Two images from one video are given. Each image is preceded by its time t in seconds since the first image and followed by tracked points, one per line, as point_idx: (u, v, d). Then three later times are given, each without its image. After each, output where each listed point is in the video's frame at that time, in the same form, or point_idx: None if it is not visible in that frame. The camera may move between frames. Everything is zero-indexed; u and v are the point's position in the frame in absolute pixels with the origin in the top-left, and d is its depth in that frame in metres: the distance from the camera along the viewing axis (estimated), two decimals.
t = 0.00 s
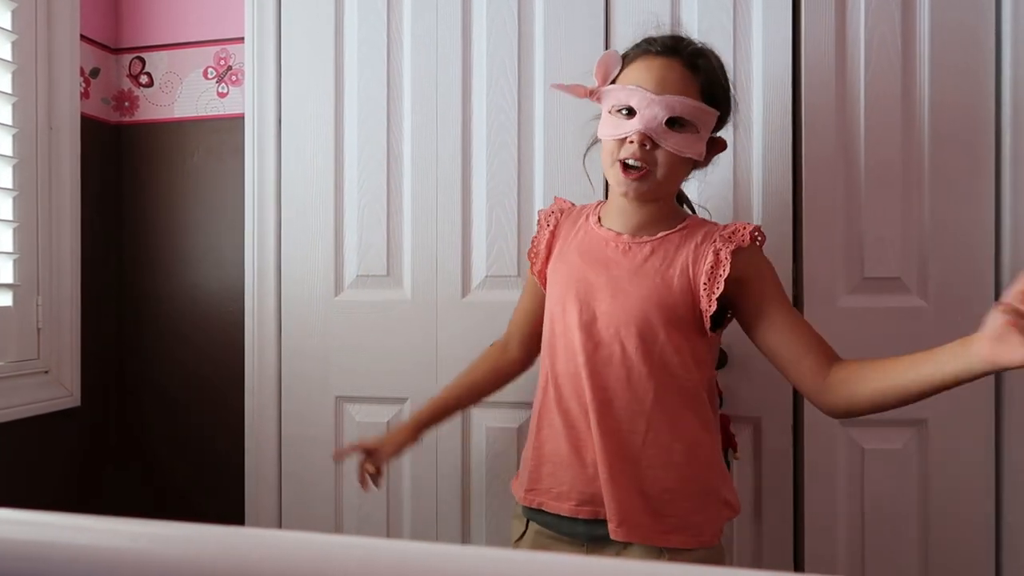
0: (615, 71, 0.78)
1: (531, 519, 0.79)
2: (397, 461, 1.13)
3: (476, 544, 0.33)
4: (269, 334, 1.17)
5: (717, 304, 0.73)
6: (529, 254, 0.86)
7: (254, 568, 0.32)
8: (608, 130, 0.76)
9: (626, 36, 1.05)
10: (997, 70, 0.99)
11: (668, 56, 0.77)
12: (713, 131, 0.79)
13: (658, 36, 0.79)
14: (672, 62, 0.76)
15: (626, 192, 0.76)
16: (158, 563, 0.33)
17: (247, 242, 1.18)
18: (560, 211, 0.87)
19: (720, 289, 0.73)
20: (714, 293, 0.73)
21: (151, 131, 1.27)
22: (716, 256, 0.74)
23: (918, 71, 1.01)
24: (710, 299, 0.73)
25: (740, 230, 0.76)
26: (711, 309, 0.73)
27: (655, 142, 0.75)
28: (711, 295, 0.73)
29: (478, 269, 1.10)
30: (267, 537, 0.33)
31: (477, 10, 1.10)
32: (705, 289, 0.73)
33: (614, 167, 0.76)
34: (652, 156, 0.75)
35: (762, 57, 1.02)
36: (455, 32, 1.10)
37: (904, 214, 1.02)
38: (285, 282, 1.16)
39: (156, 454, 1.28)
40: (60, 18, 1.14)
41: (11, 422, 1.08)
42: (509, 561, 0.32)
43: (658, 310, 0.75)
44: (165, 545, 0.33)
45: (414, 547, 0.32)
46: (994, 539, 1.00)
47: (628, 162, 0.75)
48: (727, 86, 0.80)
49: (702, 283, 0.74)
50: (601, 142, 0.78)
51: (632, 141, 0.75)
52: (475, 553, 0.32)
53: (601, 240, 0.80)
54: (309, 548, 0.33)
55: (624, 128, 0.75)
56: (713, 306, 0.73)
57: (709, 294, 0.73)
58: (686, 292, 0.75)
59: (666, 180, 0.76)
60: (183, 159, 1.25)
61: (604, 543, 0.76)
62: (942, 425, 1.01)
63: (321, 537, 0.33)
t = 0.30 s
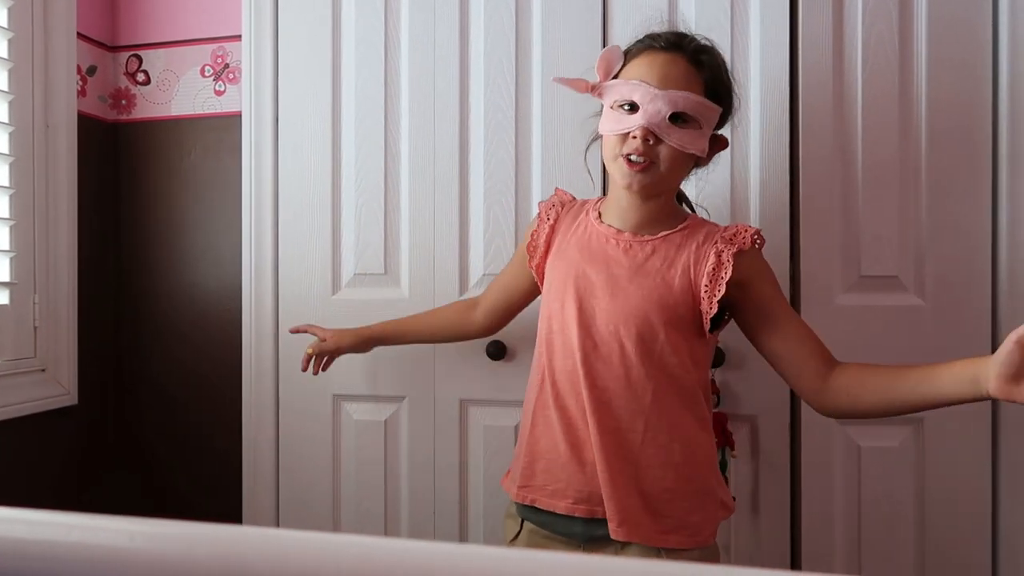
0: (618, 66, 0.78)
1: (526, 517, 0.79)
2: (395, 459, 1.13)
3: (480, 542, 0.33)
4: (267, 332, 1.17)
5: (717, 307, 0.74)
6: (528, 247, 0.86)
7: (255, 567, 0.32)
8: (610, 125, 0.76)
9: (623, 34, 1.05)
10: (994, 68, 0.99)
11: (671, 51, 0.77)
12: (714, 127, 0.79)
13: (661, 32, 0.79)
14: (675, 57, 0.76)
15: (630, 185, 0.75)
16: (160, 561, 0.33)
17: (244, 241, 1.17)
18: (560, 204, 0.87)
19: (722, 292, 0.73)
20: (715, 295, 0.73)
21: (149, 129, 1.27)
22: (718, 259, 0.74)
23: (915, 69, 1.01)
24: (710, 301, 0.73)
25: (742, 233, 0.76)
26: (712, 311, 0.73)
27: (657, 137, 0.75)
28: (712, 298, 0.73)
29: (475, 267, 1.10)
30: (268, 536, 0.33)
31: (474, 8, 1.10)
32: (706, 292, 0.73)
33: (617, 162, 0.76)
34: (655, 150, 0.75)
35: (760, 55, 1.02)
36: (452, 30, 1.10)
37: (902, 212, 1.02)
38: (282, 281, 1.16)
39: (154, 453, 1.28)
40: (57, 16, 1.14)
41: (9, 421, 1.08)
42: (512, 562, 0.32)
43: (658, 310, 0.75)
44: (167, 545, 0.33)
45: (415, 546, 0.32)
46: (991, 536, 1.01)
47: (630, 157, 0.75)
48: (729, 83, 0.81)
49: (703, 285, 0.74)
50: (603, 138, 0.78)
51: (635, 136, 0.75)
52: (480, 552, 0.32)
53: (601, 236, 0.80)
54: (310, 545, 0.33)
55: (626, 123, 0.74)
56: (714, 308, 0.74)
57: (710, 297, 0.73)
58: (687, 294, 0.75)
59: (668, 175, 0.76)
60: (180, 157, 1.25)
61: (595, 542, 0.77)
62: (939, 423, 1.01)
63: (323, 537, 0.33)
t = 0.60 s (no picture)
0: (617, 64, 0.78)
1: (523, 515, 0.80)
2: (394, 457, 1.13)
3: (481, 542, 0.33)
4: (266, 331, 1.17)
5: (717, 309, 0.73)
6: (530, 245, 0.86)
7: (253, 567, 0.32)
8: (609, 123, 0.76)
9: (623, 33, 1.05)
10: (994, 66, 0.99)
11: (671, 48, 0.77)
12: (716, 124, 0.78)
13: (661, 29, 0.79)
14: (674, 54, 0.76)
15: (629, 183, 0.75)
16: (161, 560, 0.32)
17: (244, 239, 1.17)
18: (563, 203, 0.87)
19: (721, 294, 0.73)
20: (714, 297, 0.73)
21: (148, 128, 1.26)
22: (719, 260, 0.74)
23: (915, 68, 1.01)
24: (710, 303, 0.73)
25: (744, 235, 0.76)
26: (712, 313, 0.73)
27: (656, 135, 0.74)
28: (712, 300, 0.73)
29: (475, 266, 1.10)
30: (269, 534, 0.33)
31: (474, 7, 1.10)
32: (706, 293, 0.73)
33: (616, 160, 0.76)
34: (654, 148, 0.75)
35: (760, 54, 1.02)
36: (451, 28, 1.10)
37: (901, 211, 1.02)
38: (282, 279, 1.16)
39: (153, 452, 1.28)
40: (56, 14, 1.13)
41: (8, 420, 1.08)
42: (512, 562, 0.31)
43: (658, 311, 0.75)
44: (168, 545, 0.33)
45: (415, 545, 0.32)
46: (990, 535, 1.01)
47: (629, 155, 0.75)
48: (731, 79, 0.80)
49: (702, 287, 0.74)
50: (602, 136, 0.78)
51: (634, 134, 0.75)
52: (480, 551, 0.32)
53: (603, 236, 0.80)
54: (307, 544, 0.33)
55: (625, 121, 0.74)
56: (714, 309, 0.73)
57: (710, 299, 0.73)
58: (687, 295, 0.75)
59: (669, 173, 0.76)
60: (180, 156, 1.25)
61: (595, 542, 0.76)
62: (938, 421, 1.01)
63: (321, 536, 0.33)
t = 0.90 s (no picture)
0: (609, 59, 0.78)
1: (528, 516, 0.79)
2: (393, 456, 1.13)
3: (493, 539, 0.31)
4: (265, 330, 1.17)
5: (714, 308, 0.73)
6: (528, 250, 0.86)
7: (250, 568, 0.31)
8: (602, 118, 0.76)
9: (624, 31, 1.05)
10: (994, 64, 0.99)
11: (663, 42, 0.77)
12: (709, 118, 0.78)
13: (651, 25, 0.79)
14: (667, 48, 0.76)
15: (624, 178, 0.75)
16: (145, 559, 0.31)
17: (243, 237, 1.17)
18: (559, 206, 0.87)
19: (718, 293, 0.73)
20: (712, 297, 0.73)
21: (147, 125, 1.26)
22: (716, 258, 0.74)
23: (916, 66, 1.01)
24: (708, 303, 0.73)
25: (742, 231, 0.76)
26: (709, 313, 0.73)
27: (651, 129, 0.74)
28: (710, 299, 0.73)
29: (474, 264, 1.10)
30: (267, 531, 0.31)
31: (474, 5, 1.10)
32: (703, 293, 0.73)
33: (610, 156, 0.76)
34: (649, 142, 0.74)
35: (760, 52, 1.02)
36: (451, 26, 1.10)
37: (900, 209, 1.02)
38: (281, 277, 1.16)
39: (153, 451, 1.28)
40: (54, 12, 1.13)
41: (6, 418, 1.08)
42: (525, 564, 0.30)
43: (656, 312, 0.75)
44: (161, 542, 0.31)
45: (420, 543, 0.31)
46: (990, 533, 1.01)
47: (623, 150, 0.75)
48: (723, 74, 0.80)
49: (700, 286, 0.74)
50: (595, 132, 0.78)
51: (628, 128, 0.74)
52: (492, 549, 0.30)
53: (600, 237, 0.80)
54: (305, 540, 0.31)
55: (619, 115, 0.74)
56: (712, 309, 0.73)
57: (708, 299, 0.73)
58: (685, 295, 0.74)
59: (664, 167, 0.76)
60: (179, 154, 1.25)
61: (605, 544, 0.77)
62: (937, 419, 1.01)
63: (324, 532, 0.31)
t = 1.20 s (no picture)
0: (590, 58, 0.77)
1: (543, 522, 0.76)
2: (394, 453, 1.13)
3: (501, 537, 0.30)
4: (265, 327, 1.17)
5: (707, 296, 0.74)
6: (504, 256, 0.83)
7: (253, 566, 0.30)
8: (591, 119, 0.75)
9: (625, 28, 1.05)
10: (995, 62, 0.99)
11: (645, 37, 0.77)
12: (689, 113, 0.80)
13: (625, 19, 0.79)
14: (650, 44, 0.76)
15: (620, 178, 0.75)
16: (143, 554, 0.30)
17: (244, 234, 1.17)
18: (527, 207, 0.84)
19: (710, 280, 0.73)
20: (704, 283, 0.73)
21: (148, 122, 1.26)
22: (702, 243, 0.74)
23: (917, 63, 1.01)
24: (700, 290, 0.73)
25: (721, 210, 0.77)
26: (702, 300, 0.73)
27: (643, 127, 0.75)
28: (701, 287, 0.73)
29: (475, 261, 1.10)
30: (271, 529, 0.30)
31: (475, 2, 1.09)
32: (695, 281, 0.73)
33: (603, 156, 0.75)
34: (641, 140, 0.74)
35: (761, 49, 1.02)
36: (453, 23, 1.09)
37: (902, 207, 1.02)
38: (281, 274, 1.16)
39: (153, 449, 1.28)
40: (55, 9, 1.13)
41: (6, 415, 1.08)
42: (533, 566, 0.28)
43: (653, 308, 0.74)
44: (163, 539, 0.30)
45: (427, 542, 0.30)
46: (990, 531, 1.01)
47: (617, 150, 0.75)
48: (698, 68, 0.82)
49: (691, 274, 0.74)
50: (581, 132, 0.77)
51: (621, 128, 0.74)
52: (500, 548, 0.29)
53: (583, 237, 0.79)
54: (310, 539, 0.30)
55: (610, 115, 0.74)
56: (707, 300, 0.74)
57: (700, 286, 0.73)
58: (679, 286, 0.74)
59: (654, 163, 0.76)
60: (179, 150, 1.24)
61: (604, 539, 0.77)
62: (938, 417, 1.01)
63: (329, 530, 0.30)
